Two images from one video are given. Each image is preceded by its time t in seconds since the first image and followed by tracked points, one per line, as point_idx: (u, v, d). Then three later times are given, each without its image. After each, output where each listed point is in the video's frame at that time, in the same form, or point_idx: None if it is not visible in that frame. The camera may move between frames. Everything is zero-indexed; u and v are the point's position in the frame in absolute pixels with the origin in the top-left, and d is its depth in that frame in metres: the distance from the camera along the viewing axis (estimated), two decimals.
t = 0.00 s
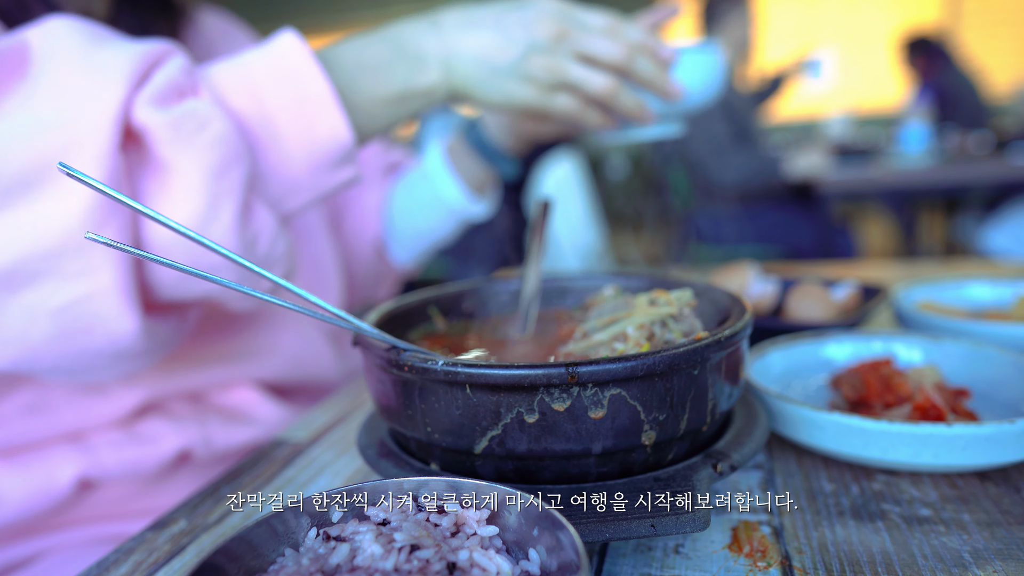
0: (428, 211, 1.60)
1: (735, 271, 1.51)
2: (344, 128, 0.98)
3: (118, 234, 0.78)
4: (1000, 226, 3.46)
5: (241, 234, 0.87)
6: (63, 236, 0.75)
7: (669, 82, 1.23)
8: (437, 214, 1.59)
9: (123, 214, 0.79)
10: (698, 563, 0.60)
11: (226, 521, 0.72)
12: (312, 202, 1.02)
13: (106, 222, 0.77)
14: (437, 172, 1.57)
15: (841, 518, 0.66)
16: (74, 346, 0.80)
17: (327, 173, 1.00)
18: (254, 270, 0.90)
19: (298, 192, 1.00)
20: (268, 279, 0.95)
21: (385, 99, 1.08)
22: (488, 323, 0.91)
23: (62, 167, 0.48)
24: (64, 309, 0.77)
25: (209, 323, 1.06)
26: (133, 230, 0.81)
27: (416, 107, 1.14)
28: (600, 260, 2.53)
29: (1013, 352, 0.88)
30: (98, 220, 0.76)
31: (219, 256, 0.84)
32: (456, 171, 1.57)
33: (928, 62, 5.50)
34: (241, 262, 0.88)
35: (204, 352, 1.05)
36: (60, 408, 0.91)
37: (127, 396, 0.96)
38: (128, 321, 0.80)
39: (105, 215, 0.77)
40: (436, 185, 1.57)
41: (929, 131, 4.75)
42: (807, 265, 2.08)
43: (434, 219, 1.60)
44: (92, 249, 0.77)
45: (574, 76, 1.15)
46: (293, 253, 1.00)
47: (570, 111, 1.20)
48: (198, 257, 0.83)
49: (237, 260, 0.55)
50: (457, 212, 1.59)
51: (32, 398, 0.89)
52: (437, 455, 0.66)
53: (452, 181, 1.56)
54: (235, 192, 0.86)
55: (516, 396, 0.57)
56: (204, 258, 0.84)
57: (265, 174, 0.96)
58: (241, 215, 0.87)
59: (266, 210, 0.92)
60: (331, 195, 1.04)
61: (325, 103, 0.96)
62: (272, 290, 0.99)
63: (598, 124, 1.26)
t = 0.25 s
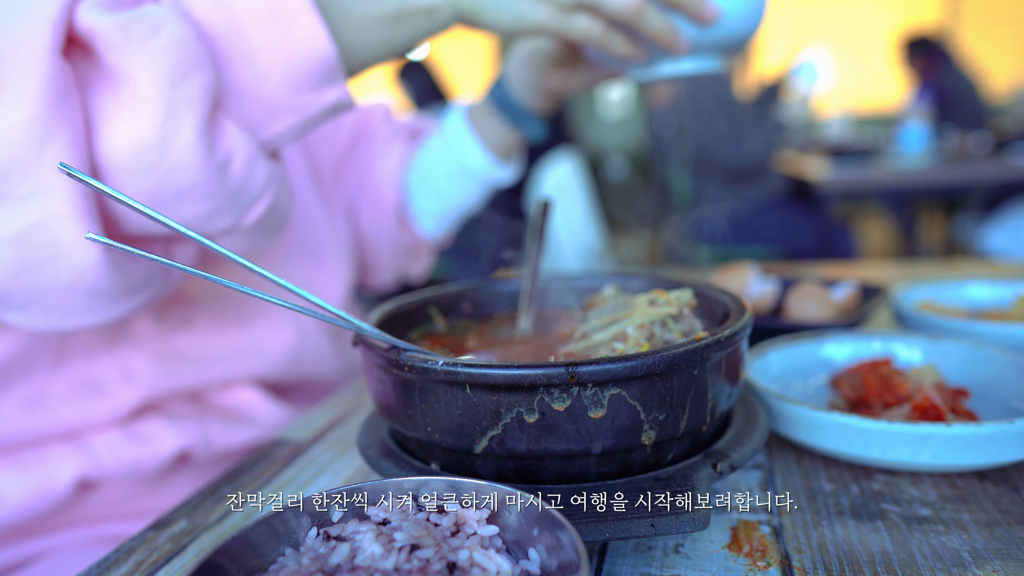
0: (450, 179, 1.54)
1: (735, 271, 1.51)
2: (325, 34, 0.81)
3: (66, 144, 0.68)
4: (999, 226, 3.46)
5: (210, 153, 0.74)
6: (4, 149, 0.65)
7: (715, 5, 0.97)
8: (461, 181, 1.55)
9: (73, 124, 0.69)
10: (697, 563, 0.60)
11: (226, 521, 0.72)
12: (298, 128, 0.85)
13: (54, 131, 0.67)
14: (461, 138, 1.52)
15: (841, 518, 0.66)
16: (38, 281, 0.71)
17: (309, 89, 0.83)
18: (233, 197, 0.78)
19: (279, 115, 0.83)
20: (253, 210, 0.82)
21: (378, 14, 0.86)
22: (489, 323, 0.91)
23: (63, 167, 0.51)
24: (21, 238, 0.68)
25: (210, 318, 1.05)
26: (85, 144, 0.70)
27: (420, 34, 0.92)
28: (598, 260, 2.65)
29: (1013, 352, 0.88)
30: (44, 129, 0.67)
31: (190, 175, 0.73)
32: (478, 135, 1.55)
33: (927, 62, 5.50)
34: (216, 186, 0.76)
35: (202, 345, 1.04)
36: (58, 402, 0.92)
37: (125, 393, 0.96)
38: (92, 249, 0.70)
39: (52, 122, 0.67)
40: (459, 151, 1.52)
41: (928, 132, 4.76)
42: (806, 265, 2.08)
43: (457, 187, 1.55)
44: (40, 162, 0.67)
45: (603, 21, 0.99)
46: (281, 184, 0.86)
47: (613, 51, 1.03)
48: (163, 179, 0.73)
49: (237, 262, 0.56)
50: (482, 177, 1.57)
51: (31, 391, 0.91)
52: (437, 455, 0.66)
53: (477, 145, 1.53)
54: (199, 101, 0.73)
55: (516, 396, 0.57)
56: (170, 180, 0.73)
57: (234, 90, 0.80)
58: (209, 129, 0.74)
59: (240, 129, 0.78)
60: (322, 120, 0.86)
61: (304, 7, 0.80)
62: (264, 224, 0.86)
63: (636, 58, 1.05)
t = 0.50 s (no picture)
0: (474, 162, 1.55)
1: (736, 271, 1.51)
2: None
3: (29, 92, 0.63)
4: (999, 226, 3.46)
5: (186, 106, 0.68)
6: None
7: None
8: (485, 163, 1.55)
9: (35, 69, 0.63)
10: (698, 563, 0.60)
11: (226, 521, 0.72)
12: (290, 84, 0.79)
13: (14, 77, 0.62)
14: (481, 119, 1.51)
15: (841, 518, 0.66)
16: (11, 244, 0.67)
17: (298, 38, 0.77)
18: (214, 157, 0.72)
19: (268, 69, 0.77)
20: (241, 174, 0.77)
21: None
22: (489, 323, 0.91)
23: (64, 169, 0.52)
24: None
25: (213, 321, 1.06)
26: (49, 93, 0.64)
27: None
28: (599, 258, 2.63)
29: (1013, 352, 0.88)
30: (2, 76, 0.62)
31: (165, 130, 0.67)
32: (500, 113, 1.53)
33: (927, 62, 5.50)
34: (193, 143, 0.70)
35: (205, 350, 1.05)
36: (60, 404, 0.91)
37: (129, 395, 0.96)
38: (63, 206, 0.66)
39: (11, 67, 0.62)
40: (481, 133, 1.52)
41: (928, 131, 4.75)
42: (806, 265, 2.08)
43: (482, 169, 1.56)
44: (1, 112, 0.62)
45: None
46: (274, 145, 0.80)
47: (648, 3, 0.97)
48: (135, 135, 0.67)
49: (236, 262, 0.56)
50: (505, 158, 1.56)
51: (32, 393, 0.89)
52: (437, 455, 0.66)
53: (498, 125, 1.51)
54: (173, 46, 0.67)
55: (516, 396, 0.57)
56: (143, 135, 0.67)
57: (218, 41, 0.74)
58: (184, 78, 0.69)
59: (222, 81, 0.73)
60: (317, 74, 0.81)
61: None
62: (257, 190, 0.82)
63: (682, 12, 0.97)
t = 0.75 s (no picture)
0: (491, 156, 1.55)
1: (736, 271, 1.51)
2: None
3: (29, 74, 0.62)
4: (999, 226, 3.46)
5: (192, 92, 0.68)
6: None
7: None
8: (503, 157, 1.55)
9: (37, 51, 0.63)
10: (698, 563, 0.60)
11: (226, 521, 0.72)
12: (306, 71, 0.79)
13: (14, 59, 0.62)
14: (501, 115, 1.51)
15: (841, 518, 0.66)
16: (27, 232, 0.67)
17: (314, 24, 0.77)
18: (221, 146, 0.72)
19: (281, 55, 0.77)
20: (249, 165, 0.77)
21: None
22: (489, 323, 0.91)
23: (65, 168, 0.52)
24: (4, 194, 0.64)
25: (215, 325, 1.07)
26: (51, 75, 0.64)
27: None
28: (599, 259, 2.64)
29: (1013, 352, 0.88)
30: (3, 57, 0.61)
31: (170, 117, 0.68)
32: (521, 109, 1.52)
33: (927, 62, 5.50)
34: (199, 131, 0.70)
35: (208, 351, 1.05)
36: (59, 408, 0.91)
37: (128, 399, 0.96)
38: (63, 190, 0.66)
39: (11, 48, 0.61)
40: (500, 128, 1.52)
41: (928, 131, 4.76)
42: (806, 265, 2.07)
43: (499, 164, 1.56)
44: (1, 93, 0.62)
45: None
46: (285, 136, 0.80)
47: None
48: (140, 121, 0.67)
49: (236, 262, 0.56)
50: (522, 154, 1.57)
51: (32, 399, 0.89)
52: (437, 455, 0.66)
53: (518, 121, 1.51)
54: (178, 29, 0.67)
55: (516, 396, 0.57)
56: (148, 121, 0.67)
57: (228, 24, 0.74)
58: (190, 64, 0.69)
59: (231, 67, 0.73)
60: (334, 62, 0.81)
61: None
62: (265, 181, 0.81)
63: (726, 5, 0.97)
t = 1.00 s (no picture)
0: (512, 152, 1.46)
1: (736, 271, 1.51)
2: None
3: (67, 67, 0.63)
4: (999, 226, 3.47)
5: (227, 90, 0.69)
6: None
7: None
8: (524, 154, 1.47)
9: (75, 44, 0.63)
10: (698, 563, 0.60)
11: (226, 521, 0.72)
12: (343, 69, 0.78)
13: (52, 51, 0.62)
14: (525, 110, 1.42)
15: (841, 518, 0.66)
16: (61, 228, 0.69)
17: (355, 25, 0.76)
18: (255, 144, 0.73)
19: (320, 53, 0.76)
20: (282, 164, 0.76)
21: None
22: (489, 323, 0.91)
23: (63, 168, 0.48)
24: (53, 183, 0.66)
25: (224, 329, 1.07)
26: (88, 68, 0.65)
27: None
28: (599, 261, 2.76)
29: (1013, 352, 0.88)
30: (41, 50, 0.62)
31: (204, 114, 0.68)
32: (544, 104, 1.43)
33: (927, 62, 5.50)
34: (234, 128, 0.70)
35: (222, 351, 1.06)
36: (66, 409, 0.91)
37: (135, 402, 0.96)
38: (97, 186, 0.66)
39: (51, 39, 0.62)
40: (524, 123, 1.43)
41: (928, 132, 4.76)
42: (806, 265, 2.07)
43: (521, 161, 1.47)
44: (39, 86, 0.62)
45: None
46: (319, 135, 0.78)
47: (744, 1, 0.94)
48: (174, 117, 0.68)
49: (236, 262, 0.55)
50: (545, 151, 1.48)
51: (40, 399, 0.89)
52: (437, 455, 0.66)
53: (542, 116, 1.42)
54: (214, 26, 0.67)
55: (516, 396, 0.57)
56: (183, 118, 0.68)
57: (265, 20, 0.73)
58: (226, 60, 0.69)
59: (267, 64, 0.73)
60: (372, 61, 0.80)
61: None
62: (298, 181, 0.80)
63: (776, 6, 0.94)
